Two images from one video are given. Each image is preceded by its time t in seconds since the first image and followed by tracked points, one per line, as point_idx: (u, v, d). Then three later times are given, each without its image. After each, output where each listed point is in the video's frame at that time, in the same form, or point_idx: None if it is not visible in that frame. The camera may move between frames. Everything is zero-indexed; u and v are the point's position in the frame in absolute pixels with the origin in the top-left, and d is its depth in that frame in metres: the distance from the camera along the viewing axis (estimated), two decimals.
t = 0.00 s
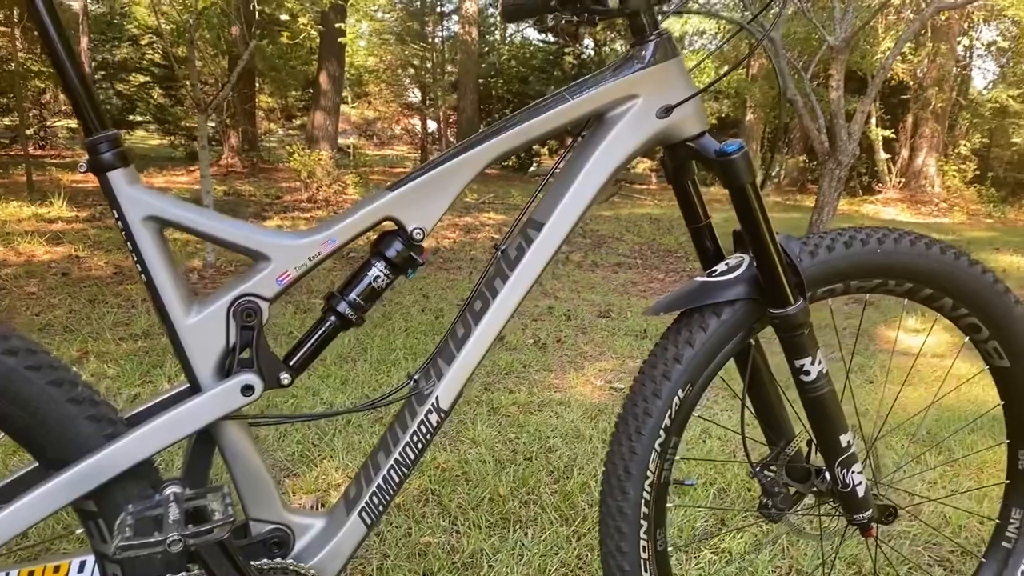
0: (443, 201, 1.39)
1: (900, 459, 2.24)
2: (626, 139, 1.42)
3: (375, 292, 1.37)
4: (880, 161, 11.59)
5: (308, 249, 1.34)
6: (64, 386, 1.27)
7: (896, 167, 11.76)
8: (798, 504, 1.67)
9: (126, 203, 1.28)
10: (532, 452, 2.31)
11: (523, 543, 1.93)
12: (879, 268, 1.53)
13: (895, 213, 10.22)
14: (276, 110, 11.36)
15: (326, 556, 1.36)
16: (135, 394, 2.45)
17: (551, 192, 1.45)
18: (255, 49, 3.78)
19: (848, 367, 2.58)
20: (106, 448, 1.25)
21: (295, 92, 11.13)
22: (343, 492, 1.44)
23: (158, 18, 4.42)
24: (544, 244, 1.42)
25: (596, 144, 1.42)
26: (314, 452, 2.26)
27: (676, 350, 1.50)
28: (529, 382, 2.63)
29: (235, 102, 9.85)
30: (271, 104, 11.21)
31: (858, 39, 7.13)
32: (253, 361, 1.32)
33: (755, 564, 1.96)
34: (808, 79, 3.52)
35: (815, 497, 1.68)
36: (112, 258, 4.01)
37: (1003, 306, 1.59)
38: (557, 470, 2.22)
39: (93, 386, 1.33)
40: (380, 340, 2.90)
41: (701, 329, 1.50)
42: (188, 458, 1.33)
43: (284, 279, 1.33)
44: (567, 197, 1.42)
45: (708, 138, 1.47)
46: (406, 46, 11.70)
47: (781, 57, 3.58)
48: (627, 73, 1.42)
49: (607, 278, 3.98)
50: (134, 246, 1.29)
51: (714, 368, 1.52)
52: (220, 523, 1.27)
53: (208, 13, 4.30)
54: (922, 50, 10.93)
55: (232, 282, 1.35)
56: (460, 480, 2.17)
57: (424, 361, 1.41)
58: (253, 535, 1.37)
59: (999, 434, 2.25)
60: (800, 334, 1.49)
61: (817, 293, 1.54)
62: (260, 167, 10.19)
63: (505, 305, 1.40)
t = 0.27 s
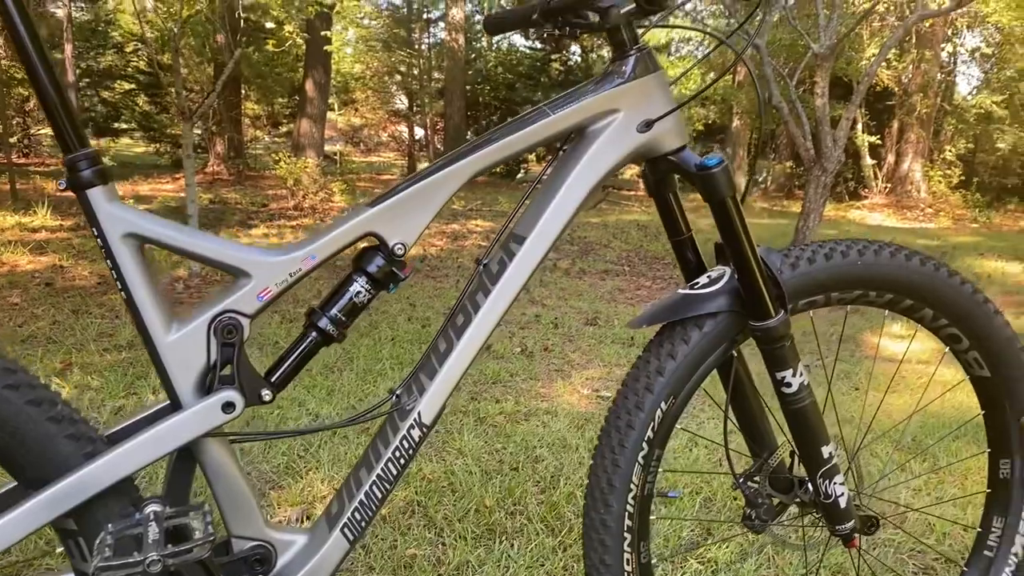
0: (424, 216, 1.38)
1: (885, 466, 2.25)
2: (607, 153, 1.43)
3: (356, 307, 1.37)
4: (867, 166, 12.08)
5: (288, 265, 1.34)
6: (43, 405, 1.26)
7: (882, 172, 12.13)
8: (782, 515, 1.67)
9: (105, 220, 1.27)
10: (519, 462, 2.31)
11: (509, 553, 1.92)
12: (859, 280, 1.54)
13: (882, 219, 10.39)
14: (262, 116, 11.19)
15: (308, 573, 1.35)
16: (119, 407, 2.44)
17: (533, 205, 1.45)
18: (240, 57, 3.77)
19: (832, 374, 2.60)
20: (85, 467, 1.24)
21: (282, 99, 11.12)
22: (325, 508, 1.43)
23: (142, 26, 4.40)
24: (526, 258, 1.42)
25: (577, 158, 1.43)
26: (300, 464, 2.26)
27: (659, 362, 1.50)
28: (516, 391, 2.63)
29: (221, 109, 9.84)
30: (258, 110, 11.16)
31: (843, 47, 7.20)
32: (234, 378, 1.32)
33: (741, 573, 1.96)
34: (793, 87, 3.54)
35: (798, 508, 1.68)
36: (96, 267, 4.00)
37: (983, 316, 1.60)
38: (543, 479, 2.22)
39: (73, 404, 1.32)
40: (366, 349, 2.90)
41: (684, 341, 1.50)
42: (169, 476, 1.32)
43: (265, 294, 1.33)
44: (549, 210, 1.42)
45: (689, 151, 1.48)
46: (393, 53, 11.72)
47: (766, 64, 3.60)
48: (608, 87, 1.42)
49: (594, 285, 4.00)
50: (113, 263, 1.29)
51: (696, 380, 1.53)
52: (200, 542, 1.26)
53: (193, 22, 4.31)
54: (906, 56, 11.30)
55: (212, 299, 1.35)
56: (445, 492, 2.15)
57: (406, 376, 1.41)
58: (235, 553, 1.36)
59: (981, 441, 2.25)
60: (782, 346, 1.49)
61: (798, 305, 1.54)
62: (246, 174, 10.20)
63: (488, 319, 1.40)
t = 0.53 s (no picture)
0: (406, 231, 1.39)
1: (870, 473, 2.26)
2: (589, 167, 1.43)
3: (340, 323, 1.37)
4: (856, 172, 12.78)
5: (271, 281, 1.34)
6: (24, 424, 1.26)
7: (870, 177, 12.92)
8: (766, 525, 1.68)
9: (86, 237, 1.27)
10: (507, 471, 2.31)
11: (497, 563, 1.92)
12: (841, 290, 1.55)
13: (869, 223, 10.54)
14: (251, 124, 11.23)
15: None
16: (105, 417, 2.43)
17: (517, 219, 1.45)
18: (228, 65, 3.77)
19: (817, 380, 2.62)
20: (66, 486, 1.24)
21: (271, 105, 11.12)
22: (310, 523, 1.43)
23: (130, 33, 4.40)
24: (509, 272, 1.42)
25: (560, 172, 1.43)
26: (287, 475, 2.26)
27: (643, 375, 1.51)
28: (505, 399, 2.64)
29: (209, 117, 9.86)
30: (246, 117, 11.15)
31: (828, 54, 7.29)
32: (217, 394, 1.32)
33: None
34: (779, 94, 3.57)
35: (783, 518, 1.69)
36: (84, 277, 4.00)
37: (964, 326, 1.61)
38: (531, 489, 2.22)
39: (55, 422, 1.32)
40: (355, 358, 2.91)
41: (667, 353, 1.51)
42: (151, 493, 1.32)
43: (248, 310, 1.33)
44: (532, 224, 1.42)
45: (671, 164, 1.49)
46: (381, 60, 11.77)
47: (752, 71, 3.63)
48: (590, 101, 1.43)
49: (583, 291, 4.06)
50: (95, 280, 1.28)
51: (680, 391, 1.53)
52: (182, 560, 1.29)
53: (180, 30, 4.33)
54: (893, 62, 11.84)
55: (195, 315, 1.35)
56: (434, 502, 2.15)
57: (390, 391, 1.41)
58: (219, 568, 1.36)
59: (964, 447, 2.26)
60: (764, 357, 1.50)
61: (781, 316, 1.55)
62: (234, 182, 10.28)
63: (472, 333, 1.40)
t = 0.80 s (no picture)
0: (391, 247, 1.38)
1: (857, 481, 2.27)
2: (575, 182, 1.43)
3: (324, 339, 1.36)
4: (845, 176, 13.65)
5: (255, 299, 1.33)
6: (6, 445, 1.26)
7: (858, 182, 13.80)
8: (752, 536, 1.69)
9: (70, 257, 1.26)
10: (495, 480, 2.31)
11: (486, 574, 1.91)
12: (826, 303, 1.56)
13: (857, 226, 10.66)
14: (239, 130, 11.64)
15: None
16: (92, 429, 2.42)
17: (502, 234, 1.45)
18: (216, 72, 3.77)
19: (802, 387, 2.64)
20: (48, 508, 1.23)
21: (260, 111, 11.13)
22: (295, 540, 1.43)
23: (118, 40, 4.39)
24: (495, 287, 1.42)
25: (545, 187, 1.43)
26: (276, 486, 2.26)
27: (629, 388, 1.51)
28: (494, 409, 2.64)
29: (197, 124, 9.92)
30: (234, 122, 11.38)
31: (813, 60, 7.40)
32: (201, 413, 1.31)
33: None
34: (767, 99, 3.59)
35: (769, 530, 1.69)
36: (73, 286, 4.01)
37: (948, 337, 1.62)
38: (520, 499, 2.22)
39: (38, 441, 1.31)
40: (345, 367, 2.94)
41: (653, 366, 1.51)
42: (136, 513, 1.32)
43: (232, 328, 1.32)
44: (517, 240, 1.42)
45: (656, 179, 1.49)
46: (370, 66, 12.49)
47: (740, 77, 3.65)
48: (575, 117, 1.43)
49: (574, 298, 4.18)
50: (78, 300, 1.28)
51: (666, 404, 1.53)
52: None
53: (169, 38, 4.38)
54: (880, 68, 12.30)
55: (179, 333, 1.34)
56: (422, 513, 2.14)
57: (375, 407, 1.41)
58: None
59: (951, 454, 2.25)
60: (749, 371, 1.51)
61: (765, 328, 1.55)
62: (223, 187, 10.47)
63: (457, 349, 1.40)
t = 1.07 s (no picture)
0: (375, 263, 1.38)
1: (844, 488, 2.28)
2: (558, 197, 1.44)
3: (309, 356, 1.37)
4: (834, 181, 13.70)
5: (239, 316, 1.33)
6: None
7: (846, 186, 13.82)
8: (739, 546, 1.70)
9: (53, 275, 1.26)
10: (485, 489, 2.31)
11: None
12: (810, 314, 1.57)
13: (846, 230, 10.73)
14: (228, 135, 11.69)
15: None
16: (80, 440, 2.41)
17: (486, 249, 1.45)
18: (205, 79, 3.75)
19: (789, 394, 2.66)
20: (32, 527, 1.23)
21: (250, 116, 11.12)
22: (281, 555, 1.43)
23: (105, 46, 4.38)
24: (480, 302, 1.42)
25: (529, 202, 1.44)
26: (265, 497, 2.26)
27: (614, 402, 1.51)
28: (484, 417, 2.65)
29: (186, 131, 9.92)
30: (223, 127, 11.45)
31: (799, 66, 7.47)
32: (186, 430, 1.31)
33: None
34: (755, 105, 3.60)
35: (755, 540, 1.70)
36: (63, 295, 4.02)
37: (931, 347, 1.63)
38: (510, 508, 2.22)
39: (21, 460, 1.31)
40: (335, 377, 2.96)
41: (639, 379, 1.51)
42: (121, 531, 1.32)
43: (216, 345, 1.33)
44: (501, 254, 1.42)
45: (640, 193, 1.50)
46: (360, 72, 12.50)
47: (728, 82, 3.66)
48: (559, 132, 1.44)
49: (564, 303, 4.27)
50: (61, 318, 1.28)
51: (652, 416, 1.53)
52: None
53: (159, 45, 4.40)
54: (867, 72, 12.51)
55: (164, 351, 1.34)
56: (412, 523, 2.14)
57: (360, 423, 1.41)
58: None
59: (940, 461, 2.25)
60: (734, 383, 1.51)
61: (750, 340, 1.56)
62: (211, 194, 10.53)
63: (442, 364, 1.40)
